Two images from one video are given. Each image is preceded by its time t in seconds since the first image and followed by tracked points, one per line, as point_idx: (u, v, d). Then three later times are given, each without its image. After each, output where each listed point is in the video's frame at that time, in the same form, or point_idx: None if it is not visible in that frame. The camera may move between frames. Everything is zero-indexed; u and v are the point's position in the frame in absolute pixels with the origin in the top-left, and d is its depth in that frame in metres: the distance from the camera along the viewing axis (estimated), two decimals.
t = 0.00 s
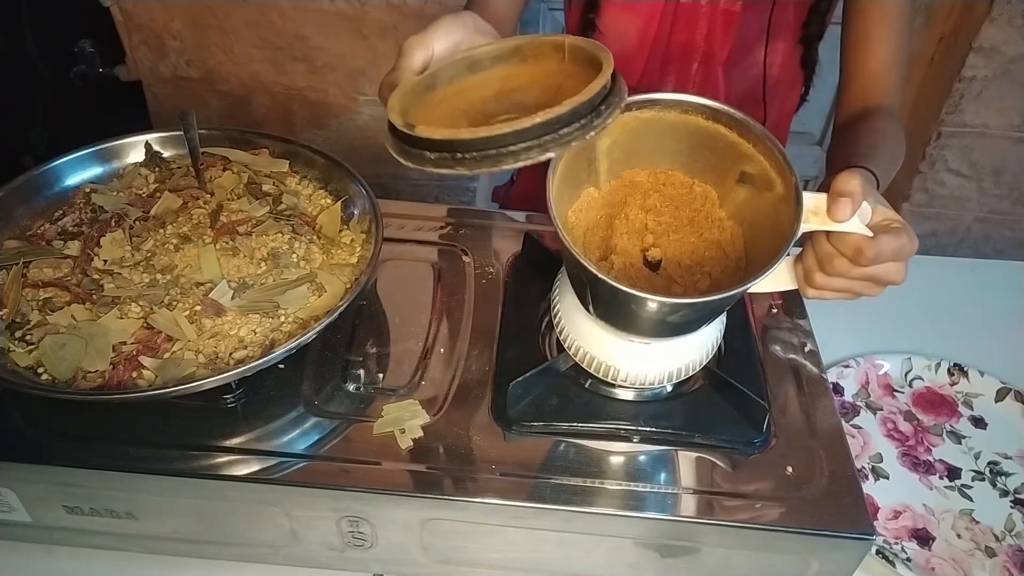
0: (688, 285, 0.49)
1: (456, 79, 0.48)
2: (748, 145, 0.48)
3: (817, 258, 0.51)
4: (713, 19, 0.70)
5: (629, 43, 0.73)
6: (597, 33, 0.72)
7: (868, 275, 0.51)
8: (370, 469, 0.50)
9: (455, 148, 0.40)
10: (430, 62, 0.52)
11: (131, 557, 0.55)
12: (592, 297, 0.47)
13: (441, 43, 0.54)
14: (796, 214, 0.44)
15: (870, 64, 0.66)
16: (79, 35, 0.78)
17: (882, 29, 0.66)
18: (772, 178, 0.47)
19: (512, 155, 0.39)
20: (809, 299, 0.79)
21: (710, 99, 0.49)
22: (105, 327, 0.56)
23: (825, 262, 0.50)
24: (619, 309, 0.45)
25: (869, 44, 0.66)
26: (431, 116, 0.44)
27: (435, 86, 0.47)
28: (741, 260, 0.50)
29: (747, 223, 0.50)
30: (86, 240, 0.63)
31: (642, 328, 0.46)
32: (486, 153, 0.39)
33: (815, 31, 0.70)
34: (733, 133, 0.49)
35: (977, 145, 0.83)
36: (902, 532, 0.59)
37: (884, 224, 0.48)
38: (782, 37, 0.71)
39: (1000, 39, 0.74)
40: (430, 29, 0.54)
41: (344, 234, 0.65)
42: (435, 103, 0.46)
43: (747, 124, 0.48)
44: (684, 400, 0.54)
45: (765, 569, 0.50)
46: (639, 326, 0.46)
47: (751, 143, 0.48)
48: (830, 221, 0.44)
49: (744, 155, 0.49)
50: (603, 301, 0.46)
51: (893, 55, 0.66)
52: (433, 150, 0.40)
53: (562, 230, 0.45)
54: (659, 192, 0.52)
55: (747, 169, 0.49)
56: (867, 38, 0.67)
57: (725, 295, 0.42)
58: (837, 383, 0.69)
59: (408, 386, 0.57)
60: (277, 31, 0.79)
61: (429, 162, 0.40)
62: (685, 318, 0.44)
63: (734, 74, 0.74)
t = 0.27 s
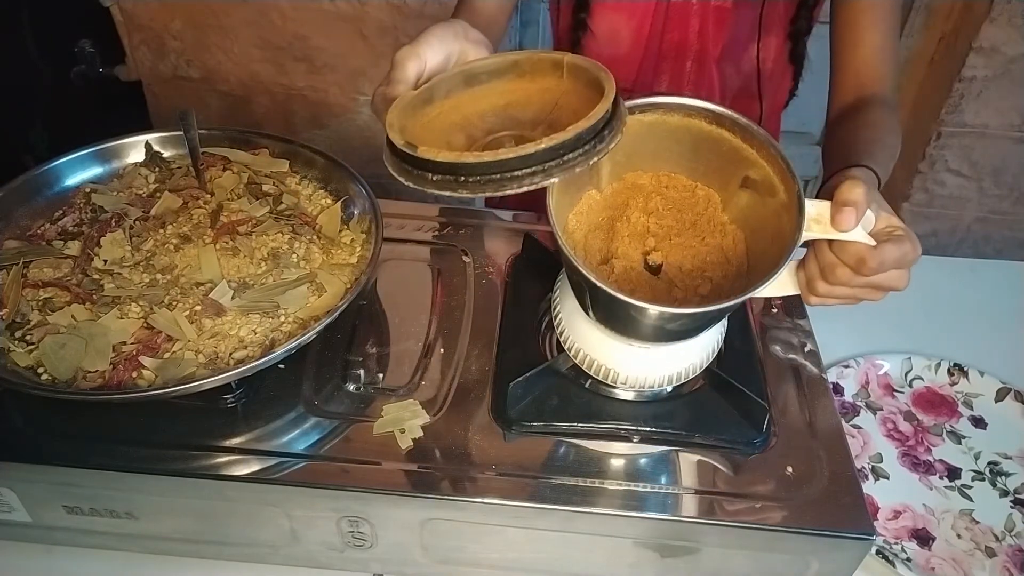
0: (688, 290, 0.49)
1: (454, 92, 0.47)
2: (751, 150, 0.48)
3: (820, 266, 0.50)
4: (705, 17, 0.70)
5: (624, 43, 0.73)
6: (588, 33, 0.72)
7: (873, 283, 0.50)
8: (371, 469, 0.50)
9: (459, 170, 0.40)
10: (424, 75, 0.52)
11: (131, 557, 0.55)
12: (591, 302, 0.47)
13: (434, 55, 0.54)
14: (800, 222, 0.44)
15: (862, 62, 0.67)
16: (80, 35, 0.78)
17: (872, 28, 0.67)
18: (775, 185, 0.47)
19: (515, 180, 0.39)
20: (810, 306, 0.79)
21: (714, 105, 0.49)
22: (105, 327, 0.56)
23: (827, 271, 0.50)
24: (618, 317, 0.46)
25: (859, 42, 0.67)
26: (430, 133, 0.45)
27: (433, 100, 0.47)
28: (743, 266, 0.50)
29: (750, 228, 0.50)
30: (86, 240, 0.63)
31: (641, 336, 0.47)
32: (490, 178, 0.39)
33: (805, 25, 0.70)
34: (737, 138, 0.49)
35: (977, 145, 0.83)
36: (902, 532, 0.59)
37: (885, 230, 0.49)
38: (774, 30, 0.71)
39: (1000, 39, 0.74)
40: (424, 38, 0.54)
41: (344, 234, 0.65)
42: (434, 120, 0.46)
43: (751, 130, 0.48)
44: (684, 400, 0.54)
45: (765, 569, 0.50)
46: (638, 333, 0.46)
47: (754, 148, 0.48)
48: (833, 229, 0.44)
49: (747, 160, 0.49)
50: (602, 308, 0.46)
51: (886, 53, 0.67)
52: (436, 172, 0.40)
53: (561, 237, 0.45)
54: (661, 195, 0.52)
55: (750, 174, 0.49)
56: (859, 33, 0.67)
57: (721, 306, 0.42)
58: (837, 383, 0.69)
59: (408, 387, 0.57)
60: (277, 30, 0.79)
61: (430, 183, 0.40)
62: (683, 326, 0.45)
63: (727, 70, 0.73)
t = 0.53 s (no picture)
0: (685, 291, 0.49)
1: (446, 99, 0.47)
2: (737, 145, 0.49)
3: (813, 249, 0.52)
4: (694, 14, 0.70)
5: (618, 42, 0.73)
6: (576, 38, 0.72)
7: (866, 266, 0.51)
8: (371, 469, 0.50)
9: (447, 176, 0.40)
10: (415, 83, 0.53)
11: (131, 557, 0.55)
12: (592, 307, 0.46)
13: (426, 62, 0.54)
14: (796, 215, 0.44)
15: (848, 62, 0.68)
16: (80, 35, 0.78)
17: (856, 25, 0.67)
18: (764, 177, 0.48)
19: (504, 186, 0.39)
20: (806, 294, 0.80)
21: (699, 104, 0.49)
22: (105, 327, 0.56)
23: (820, 254, 0.51)
24: (620, 321, 0.45)
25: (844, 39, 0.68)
26: (421, 141, 0.45)
27: (425, 107, 0.47)
28: (737, 261, 0.50)
29: (742, 223, 0.50)
30: (86, 240, 0.63)
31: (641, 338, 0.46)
32: (479, 184, 0.39)
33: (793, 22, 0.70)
34: (723, 136, 0.49)
35: (977, 145, 0.83)
36: (902, 532, 0.59)
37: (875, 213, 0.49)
38: (764, 26, 0.71)
39: (1000, 39, 0.74)
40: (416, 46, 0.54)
41: (344, 234, 0.65)
42: (426, 128, 0.46)
43: (736, 125, 0.48)
44: (684, 400, 0.54)
45: (766, 569, 0.50)
46: (641, 337, 0.46)
47: (740, 142, 0.49)
48: (828, 217, 0.45)
49: (733, 155, 0.49)
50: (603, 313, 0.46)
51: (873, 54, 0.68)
52: (425, 179, 0.40)
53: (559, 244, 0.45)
54: (647, 197, 0.52)
55: (738, 170, 0.49)
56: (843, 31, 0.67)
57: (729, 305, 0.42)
58: (837, 383, 0.69)
59: (408, 387, 0.57)
60: (277, 30, 0.79)
61: (419, 190, 0.41)
62: (693, 327, 0.44)
63: (720, 67, 0.73)
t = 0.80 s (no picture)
0: (685, 282, 0.49)
1: (443, 97, 0.47)
2: (730, 137, 0.49)
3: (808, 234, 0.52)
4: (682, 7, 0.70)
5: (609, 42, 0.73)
6: (563, 38, 0.72)
7: (860, 250, 0.51)
8: (371, 469, 0.50)
9: (451, 172, 0.40)
10: (410, 82, 0.53)
11: (131, 557, 0.55)
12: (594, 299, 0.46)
13: (420, 61, 0.54)
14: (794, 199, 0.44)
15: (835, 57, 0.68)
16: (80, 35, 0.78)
17: (843, 25, 0.68)
18: (760, 167, 0.48)
19: (507, 181, 0.39)
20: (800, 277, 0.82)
21: (690, 97, 0.49)
22: (105, 327, 0.56)
23: (815, 237, 0.51)
24: (622, 312, 0.45)
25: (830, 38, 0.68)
26: (420, 136, 0.45)
27: (422, 105, 0.47)
28: (734, 252, 0.50)
29: (738, 213, 0.50)
30: (86, 240, 0.63)
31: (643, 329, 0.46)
32: (482, 179, 0.39)
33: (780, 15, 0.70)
34: (716, 128, 0.49)
35: (977, 145, 0.83)
36: (902, 532, 0.59)
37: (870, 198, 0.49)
38: (751, 19, 0.71)
39: (1000, 39, 0.74)
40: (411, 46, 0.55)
41: (344, 234, 0.65)
42: (424, 124, 0.46)
43: (729, 116, 0.48)
44: (684, 400, 0.54)
45: (766, 569, 0.50)
46: (644, 328, 0.46)
47: (733, 133, 0.49)
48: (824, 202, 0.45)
49: (727, 146, 0.49)
50: (604, 305, 0.46)
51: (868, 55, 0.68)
52: (428, 174, 0.40)
53: (562, 237, 0.45)
54: (642, 193, 0.52)
55: (732, 160, 0.50)
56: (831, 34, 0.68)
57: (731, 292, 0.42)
58: (837, 383, 0.69)
59: (408, 387, 0.57)
60: (276, 30, 0.80)
61: (422, 186, 0.40)
62: (697, 315, 0.44)
63: (710, 60, 0.74)
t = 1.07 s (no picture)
0: (689, 276, 0.48)
1: (450, 93, 0.47)
2: (733, 130, 0.49)
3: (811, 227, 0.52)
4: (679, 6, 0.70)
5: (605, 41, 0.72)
6: (559, 37, 0.72)
7: (863, 244, 0.51)
8: (371, 469, 0.50)
9: (463, 167, 0.40)
10: (416, 77, 0.53)
11: (131, 557, 0.55)
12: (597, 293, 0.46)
13: (426, 57, 0.54)
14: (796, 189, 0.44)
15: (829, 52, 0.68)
16: (80, 35, 0.78)
17: (838, 22, 0.67)
18: (763, 160, 0.48)
19: (520, 176, 0.40)
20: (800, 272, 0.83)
21: (693, 92, 0.50)
22: (105, 327, 0.56)
23: (818, 231, 0.51)
24: (625, 306, 0.45)
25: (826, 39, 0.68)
26: (429, 131, 0.44)
27: (430, 100, 0.47)
28: (740, 246, 0.49)
29: (743, 207, 0.50)
30: (86, 240, 0.63)
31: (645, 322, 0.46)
32: (495, 173, 0.39)
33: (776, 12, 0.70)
34: (719, 123, 0.50)
35: (977, 145, 0.83)
36: (902, 532, 0.59)
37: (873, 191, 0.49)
38: (748, 17, 0.71)
39: (1000, 39, 0.74)
40: (416, 41, 0.55)
41: (344, 234, 0.65)
42: (432, 119, 0.46)
43: (732, 110, 0.49)
44: (684, 400, 0.54)
45: (766, 569, 0.50)
46: (647, 322, 0.46)
47: (736, 127, 0.49)
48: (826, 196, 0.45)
49: (729, 141, 0.50)
50: (607, 298, 0.46)
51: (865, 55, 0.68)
52: (439, 167, 0.40)
53: (566, 230, 0.44)
54: (647, 188, 0.52)
55: (736, 155, 0.50)
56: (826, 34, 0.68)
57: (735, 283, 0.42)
58: (837, 383, 0.69)
59: (408, 387, 0.57)
60: (276, 30, 0.79)
61: (433, 180, 0.40)
62: (699, 307, 0.44)
63: (708, 58, 0.74)
